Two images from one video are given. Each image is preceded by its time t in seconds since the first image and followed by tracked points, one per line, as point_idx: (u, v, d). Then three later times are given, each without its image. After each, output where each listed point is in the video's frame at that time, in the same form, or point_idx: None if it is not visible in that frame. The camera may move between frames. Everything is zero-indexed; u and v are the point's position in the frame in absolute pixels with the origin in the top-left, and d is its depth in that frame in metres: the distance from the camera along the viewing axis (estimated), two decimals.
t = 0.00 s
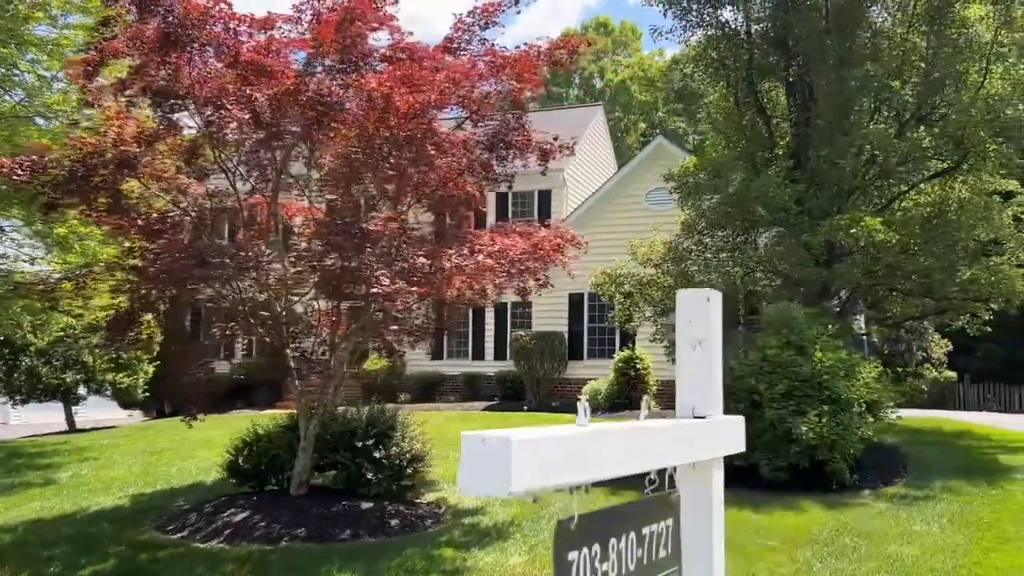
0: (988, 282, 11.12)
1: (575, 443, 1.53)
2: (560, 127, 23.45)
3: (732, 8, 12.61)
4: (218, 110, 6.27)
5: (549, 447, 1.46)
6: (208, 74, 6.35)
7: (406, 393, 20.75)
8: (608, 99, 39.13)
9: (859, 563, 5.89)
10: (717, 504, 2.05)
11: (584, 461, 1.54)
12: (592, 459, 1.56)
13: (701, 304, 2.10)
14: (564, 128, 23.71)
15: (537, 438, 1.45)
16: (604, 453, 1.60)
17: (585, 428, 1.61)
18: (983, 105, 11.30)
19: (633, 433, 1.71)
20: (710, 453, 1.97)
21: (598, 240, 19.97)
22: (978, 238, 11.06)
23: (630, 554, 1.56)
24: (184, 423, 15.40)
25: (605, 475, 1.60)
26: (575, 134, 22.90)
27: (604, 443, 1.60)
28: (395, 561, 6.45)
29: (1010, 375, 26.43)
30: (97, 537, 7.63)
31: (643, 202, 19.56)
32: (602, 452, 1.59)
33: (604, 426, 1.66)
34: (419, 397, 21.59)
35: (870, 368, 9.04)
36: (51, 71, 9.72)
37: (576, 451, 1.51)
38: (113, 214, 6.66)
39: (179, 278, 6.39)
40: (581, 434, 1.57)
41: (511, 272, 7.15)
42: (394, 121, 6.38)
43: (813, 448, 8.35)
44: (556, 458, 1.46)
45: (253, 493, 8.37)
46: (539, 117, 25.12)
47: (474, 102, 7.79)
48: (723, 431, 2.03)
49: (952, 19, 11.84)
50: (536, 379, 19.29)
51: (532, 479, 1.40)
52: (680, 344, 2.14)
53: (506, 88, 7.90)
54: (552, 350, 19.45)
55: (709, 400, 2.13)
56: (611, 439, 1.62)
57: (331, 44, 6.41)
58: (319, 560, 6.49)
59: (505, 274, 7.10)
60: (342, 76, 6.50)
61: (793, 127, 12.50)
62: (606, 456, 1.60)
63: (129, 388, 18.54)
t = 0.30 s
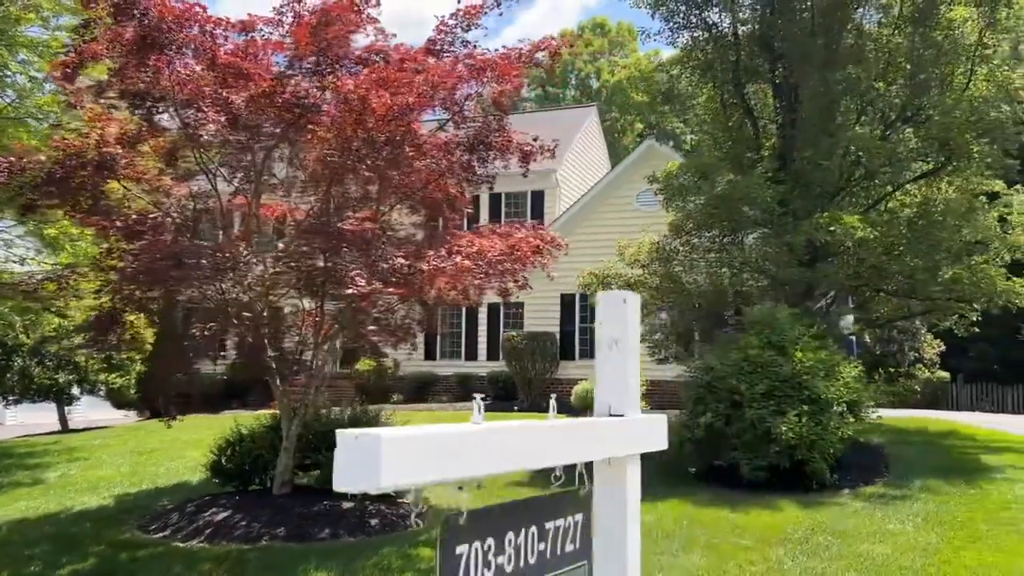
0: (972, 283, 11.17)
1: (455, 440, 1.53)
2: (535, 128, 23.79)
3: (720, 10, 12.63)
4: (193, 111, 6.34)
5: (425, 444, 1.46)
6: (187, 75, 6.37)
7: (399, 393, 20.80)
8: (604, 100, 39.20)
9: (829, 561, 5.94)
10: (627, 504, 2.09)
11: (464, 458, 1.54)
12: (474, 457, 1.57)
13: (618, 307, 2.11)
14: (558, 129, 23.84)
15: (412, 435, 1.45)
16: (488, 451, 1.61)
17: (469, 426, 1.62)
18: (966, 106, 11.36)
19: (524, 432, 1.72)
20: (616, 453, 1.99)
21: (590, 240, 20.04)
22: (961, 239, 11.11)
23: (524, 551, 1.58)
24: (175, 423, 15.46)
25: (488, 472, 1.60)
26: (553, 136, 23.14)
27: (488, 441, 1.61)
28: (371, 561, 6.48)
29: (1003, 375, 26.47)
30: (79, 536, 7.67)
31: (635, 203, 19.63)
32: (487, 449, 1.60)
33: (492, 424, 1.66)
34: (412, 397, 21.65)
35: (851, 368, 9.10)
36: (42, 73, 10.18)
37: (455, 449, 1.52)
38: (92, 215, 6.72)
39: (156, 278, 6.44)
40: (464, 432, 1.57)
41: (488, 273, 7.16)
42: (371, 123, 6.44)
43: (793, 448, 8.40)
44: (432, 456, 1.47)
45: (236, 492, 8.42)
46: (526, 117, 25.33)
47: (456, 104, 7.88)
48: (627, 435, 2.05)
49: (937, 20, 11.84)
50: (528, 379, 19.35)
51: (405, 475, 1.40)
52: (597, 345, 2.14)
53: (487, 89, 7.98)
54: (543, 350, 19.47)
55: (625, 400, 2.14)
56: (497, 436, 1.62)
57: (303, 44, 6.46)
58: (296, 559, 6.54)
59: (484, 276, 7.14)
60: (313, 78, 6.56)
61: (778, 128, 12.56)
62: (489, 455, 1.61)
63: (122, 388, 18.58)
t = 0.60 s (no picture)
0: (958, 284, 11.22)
1: (362, 444, 1.54)
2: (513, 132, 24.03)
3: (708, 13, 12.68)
4: (174, 115, 6.36)
5: (328, 448, 1.47)
6: (171, 79, 6.41)
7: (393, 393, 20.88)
8: (601, 101, 39.28)
9: (805, 562, 6.00)
10: (553, 506, 2.11)
11: (371, 462, 1.55)
12: (382, 461, 1.57)
13: (549, 312, 2.10)
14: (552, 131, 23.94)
15: (313, 440, 1.45)
16: (398, 453, 1.62)
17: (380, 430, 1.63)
18: (952, 109, 11.41)
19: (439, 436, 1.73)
20: (540, 457, 2.00)
21: (583, 241, 20.11)
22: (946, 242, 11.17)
23: (437, 553, 1.59)
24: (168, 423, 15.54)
25: (398, 475, 1.61)
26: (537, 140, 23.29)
27: (398, 444, 1.62)
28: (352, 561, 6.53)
29: (998, 375, 26.49)
30: (65, 537, 7.73)
31: (628, 204, 19.70)
32: (397, 453, 1.61)
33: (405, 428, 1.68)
34: (407, 398, 21.73)
35: (835, 369, 9.15)
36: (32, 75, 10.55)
37: (361, 453, 1.52)
38: (76, 218, 6.77)
39: (138, 281, 6.49)
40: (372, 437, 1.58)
41: (470, 276, 7.24)
42: (352, 128, 6.55)
43: (776, 449, 8.45)
44: (335, 460, 1.47)
45: (222, 493, 8.48)
46: (515, 118, 25.52)
47: (441, 107, 7.96)
48: (555, 438, 2.05)
49: (924, 24, 11.84)
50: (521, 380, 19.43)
51: (305, 480, 1.40)
52: (529, 349, 2.13)
53: (472, 91, 8.02)
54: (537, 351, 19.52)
55: (556, 403, 2.13)
56: (406, 440, 1.63)
57: (281, 46, 6.60)
58: (278, 560, 6.59)
59: (464, 279, 7.18)
60: (293, 82, 6.69)
61: (766, 130, 12.60)
62: (398, 458, 1.62)
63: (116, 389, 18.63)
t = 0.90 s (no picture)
0: (948, 284, 11.21)
1: (284, 440, 1.57)
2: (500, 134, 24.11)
3: (700, 14, 12.72)
4: (161, 116, 6.41)
5: (246, 444, 1.50)
6: (156, 79, 6.46)
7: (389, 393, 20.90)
8: (599, 101, 39.31)
9: (785, 561, 6.03)
10: (496, 502, 2.14)
11: (295, 458, 1.58)
12: (307, 457, 1.61)
13: (495, 312, 2.13)
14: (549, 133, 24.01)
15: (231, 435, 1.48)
16: (324, 450, 1.65)
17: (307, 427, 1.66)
18: (942, 109, 11.44)
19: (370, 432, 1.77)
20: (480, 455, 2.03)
21: (579, 241, 20.13)
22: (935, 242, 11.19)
23: (370, 547, 1.64)
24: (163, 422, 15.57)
25: (324, 471, 1.64)
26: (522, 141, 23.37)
27: (326, 441, 1.65)
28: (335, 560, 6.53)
29: (995, 376, 26.47)
30: (52, 536, 7.75)
31: (624, 205, 19.75)
32: (324, 449, 1.64)
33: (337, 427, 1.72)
34: (402, 398, 21.76)
35: (822, 369, 9.19)
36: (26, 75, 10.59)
37: (283, 449, 1.56)
38: (63, 219, 6.81)
39: (122, 281, 6.52)
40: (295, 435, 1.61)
41: (454, 276, 7.27)
42: (335, 129, 6.63)
43: (762, 448, 8.47)
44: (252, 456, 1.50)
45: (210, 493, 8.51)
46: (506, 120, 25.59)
47: (428, 108, 8.01)
48: (497, 437, 2.08)
49: (914, 25, 11.96)
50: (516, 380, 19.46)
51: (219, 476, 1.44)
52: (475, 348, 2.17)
53: (459, 92, 8.05)
54: (531, 352, 19.56)
55: (500, 402, 2.16)
56: (333, 438, 1.66)
57: (263, 48, 6.67)
58: (262, 559, 6.61)
59: (448, 279, 7.21)
60: (275, 84, 6.76)
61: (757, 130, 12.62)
62: (325, 454, 1.65)
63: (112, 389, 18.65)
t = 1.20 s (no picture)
0: (936, 285, 11.22)
1: (197, 447, 1.60)
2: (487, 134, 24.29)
3: (691, 15, 12.76)
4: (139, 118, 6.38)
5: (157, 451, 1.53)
6: (139, 82, 6.47)
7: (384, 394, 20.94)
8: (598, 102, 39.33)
9: (765, 562, 6.06)
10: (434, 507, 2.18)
11: (207, 464, 1.61)
12: (219, 463, 1.63)
13: (434, 317, 2.19)
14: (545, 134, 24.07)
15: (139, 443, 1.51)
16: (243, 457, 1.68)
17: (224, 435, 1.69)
18: (932, 110, 11.43)
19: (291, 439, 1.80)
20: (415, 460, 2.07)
21: (575, 241, 20.14)
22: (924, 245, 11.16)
23: (293, 553, 1.78)
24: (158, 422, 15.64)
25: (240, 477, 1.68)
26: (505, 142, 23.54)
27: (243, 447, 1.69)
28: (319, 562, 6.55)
29: (991, 376, 26.44)
30: (39, 536, 7.79)
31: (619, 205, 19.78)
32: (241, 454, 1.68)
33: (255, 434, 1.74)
34: (398, 398, 21.81)
35: (808, 370, 9.21)
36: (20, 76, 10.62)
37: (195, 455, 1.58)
38: (47, 220, 6.89)
39: (105, 283, 6.54)
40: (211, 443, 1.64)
41: (437, 278, 7.30)
42: (315, 131, 6.80)
43: (748, 449, 8.50)
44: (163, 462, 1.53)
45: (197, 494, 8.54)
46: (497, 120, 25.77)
47: (416, 109, 8.03)
48: (430, 440, 2.12)
49: (907, 24, 11.98)
50: (510, 381, 19.50)
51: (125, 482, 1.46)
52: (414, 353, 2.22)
53: (444, 94, 8.10)
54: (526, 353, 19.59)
55: (439, 406, 2.20)
56: (248, 443, 1.69)
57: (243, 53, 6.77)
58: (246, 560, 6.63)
59: (432, 281, 7.23)
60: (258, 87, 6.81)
61: (747, 131, 12.65)
62: (238, 460, 1.68)
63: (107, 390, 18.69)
